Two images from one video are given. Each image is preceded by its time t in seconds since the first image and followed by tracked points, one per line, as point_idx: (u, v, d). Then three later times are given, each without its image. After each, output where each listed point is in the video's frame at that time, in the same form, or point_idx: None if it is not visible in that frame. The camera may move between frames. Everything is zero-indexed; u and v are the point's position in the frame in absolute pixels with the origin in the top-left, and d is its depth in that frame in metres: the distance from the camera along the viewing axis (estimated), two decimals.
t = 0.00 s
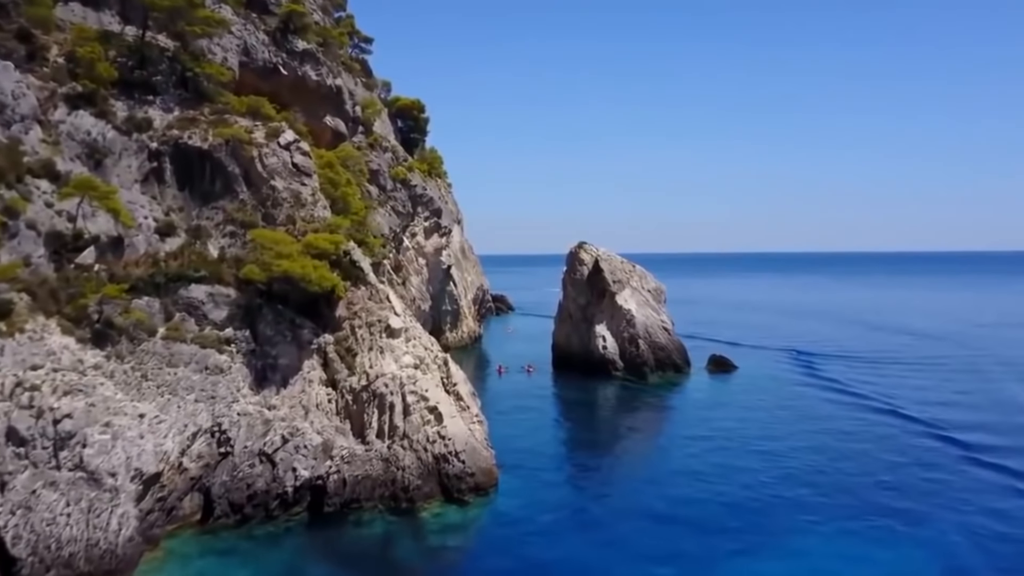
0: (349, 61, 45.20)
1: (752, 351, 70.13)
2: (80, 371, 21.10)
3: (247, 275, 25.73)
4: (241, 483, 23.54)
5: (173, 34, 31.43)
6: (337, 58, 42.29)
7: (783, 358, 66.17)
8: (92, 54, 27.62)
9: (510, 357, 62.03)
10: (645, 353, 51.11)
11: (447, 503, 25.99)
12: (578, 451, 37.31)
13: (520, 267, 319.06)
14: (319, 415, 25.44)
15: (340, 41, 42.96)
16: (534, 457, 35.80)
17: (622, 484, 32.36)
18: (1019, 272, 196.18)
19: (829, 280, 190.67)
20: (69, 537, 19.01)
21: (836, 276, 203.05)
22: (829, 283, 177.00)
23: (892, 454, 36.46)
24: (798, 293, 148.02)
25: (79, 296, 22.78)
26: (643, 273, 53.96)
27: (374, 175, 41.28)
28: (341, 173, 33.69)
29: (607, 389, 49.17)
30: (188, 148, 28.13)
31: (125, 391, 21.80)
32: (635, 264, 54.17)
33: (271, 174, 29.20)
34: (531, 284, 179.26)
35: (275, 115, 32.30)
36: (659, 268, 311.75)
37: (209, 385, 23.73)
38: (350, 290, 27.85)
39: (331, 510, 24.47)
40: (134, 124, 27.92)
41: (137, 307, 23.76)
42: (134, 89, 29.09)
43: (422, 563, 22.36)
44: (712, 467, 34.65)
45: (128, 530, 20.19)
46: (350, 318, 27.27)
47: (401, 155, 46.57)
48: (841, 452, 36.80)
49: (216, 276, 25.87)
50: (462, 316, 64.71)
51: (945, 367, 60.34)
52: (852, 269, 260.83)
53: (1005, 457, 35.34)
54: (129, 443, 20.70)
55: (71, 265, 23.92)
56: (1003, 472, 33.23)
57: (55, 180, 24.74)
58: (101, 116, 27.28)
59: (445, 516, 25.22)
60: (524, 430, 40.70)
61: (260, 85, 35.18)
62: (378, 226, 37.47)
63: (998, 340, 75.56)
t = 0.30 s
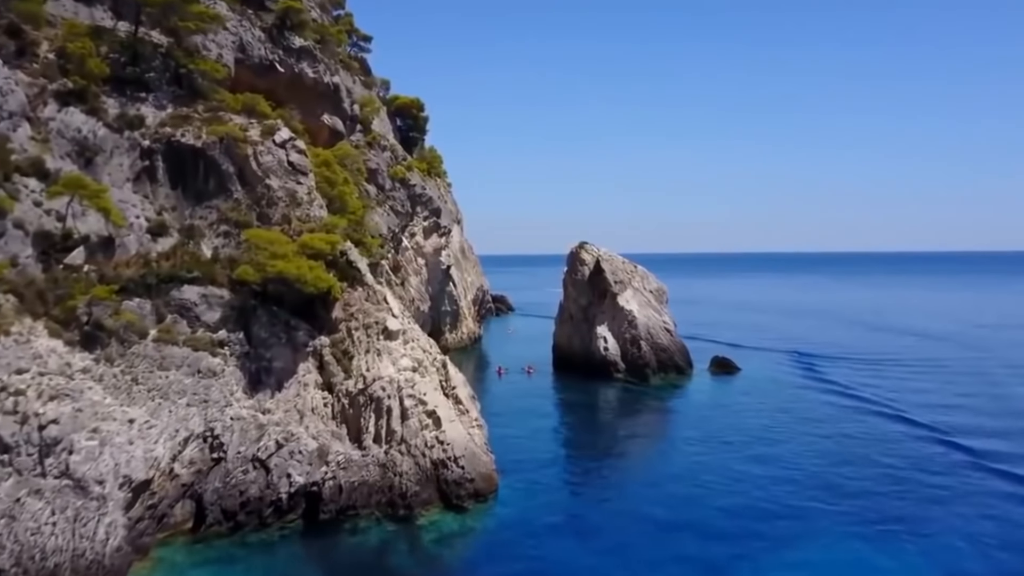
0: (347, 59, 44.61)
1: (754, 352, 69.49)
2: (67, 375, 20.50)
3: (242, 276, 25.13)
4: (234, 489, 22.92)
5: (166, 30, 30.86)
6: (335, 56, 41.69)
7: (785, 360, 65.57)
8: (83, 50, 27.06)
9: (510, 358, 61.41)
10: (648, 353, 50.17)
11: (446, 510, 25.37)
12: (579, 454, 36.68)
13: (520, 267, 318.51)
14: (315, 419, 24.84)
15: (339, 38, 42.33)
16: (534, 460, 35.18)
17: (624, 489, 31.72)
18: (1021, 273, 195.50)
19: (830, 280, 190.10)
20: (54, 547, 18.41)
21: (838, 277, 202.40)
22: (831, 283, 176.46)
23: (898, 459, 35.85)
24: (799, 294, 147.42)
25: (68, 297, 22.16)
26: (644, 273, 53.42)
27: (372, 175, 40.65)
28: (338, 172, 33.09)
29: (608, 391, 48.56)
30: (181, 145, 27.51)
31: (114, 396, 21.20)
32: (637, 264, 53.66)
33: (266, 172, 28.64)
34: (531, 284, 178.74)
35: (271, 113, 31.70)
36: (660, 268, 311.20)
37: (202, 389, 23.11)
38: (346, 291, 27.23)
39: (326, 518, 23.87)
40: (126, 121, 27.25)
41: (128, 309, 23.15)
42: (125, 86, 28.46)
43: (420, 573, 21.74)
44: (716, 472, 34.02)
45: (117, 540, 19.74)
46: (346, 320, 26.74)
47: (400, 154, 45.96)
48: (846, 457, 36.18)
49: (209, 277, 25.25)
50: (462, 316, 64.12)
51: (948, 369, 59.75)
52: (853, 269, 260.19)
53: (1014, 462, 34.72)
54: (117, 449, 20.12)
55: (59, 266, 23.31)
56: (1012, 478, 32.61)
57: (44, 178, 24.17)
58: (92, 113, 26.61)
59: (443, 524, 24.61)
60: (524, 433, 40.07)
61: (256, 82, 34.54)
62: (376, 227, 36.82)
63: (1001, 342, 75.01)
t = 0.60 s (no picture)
0: (346, 57, 44.01)
1: (756, 354, 68.80)
2: (54, 379, 19.88)
3: (235, 277, 24.47)
4: (227, 496, 22.29)
5: (159, 25, 30.28)
6: (333, 54, 41.09)
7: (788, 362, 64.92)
8: (73, 45, 26.32)
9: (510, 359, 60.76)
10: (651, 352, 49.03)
11: (445, 517, 24.76)
12: (580, 458, 36.05)
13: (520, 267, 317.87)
14: (310, 424, 24.23)
15: (337, 36, 41.72)
16: (535, 464, 34.54)
17: (627, 494, 31.08)
18: (1022, 273, 194.92)
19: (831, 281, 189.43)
20: (38, 558, 17.83)
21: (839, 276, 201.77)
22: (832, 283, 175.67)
23: (904, 465, 35.18)
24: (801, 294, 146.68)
25: (55, 299, 21.51)
26: (646, 273, 52.83)
27: (370, 174, 40.01)
28: (335, 170, 32.47)
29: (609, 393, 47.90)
30: (174, 143, 26.89)
31: (103, 400, 20.59)
32: (639, 265, 53.09)
33: (260, 171, 28.08)
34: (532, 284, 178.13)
35: (266, 111, 31.11)
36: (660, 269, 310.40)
37: (194, 393, 22.50)
38: (342, 292, 26.64)
39: (321, 525, 23.24)
40: (117, 118, 26.64)
41: (117, 311, 22.55)
42: (117, 82, 27.80)
43: None
44: (720, 476, 33.38)
45: (102, 550, 19.07)
46: (342, 322, 26.19)
47: (400, 152, 45.42)
48: (852, 462, 35.51)
49: (202, 278, 24.64)
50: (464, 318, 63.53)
51: (953, 371, 59.12)
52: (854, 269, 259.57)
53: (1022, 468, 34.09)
54: (105, 456, 19.54)
55: (47, 266, 22.68)
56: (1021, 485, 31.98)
57: (32, 176, 23.47)
58: (82, 110, 25.97)
59: (442, 532, 23.96)
60: (524, 436, 39.44)
61: (252, 79, 33.90)
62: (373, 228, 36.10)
63: (1005, 344, 74.36)
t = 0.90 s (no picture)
0: (344, 55, 43.40)
1: (757, 355, 68.24)
2: (40, 384, 19.25)
3: (228, 278, 23.83)
4: (218, 504, 21.72)
5: (152, 21, 29.70)
6: (331, 51, 40.50)
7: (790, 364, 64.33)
8: (63, 40, 25.69)
9: (510, 361, 60.17)
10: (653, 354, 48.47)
11: (443, 525, 24.15)
12: (581, 462, 35.43)
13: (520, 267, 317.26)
14: (305, 429, 23.60)
15: (336, 33, 41.12)
16: (535, 468, 33.92)
17: (628, 499, 30.46)
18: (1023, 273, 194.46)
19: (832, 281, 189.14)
20: (21, 570, 17.24)
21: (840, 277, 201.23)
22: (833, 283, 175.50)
23: (910, 470, 34.60)
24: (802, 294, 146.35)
25: (42, 301, 20.87)
26: (648, 274, 52.26)
27: (368, 173, 39.42)
28: (333, 169, 31.87)
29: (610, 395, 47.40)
30: (166, 141, 26.26)
31: (90, 405, 19.97)
32: (641, 265, 52.51)
33: (255, 170, 27.49)
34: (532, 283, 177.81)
35: (262, 108, 30.50)
36: (661, 268, 310.13)
37: (185, 398, 21.88)
38: (339, 294, 26.03)
39: (316, 533, 22.66)
40: (107, 116, 26.03)
41: (107, 313, 21.93)
42: (108, 79, 27.12)
43: None
44: (724, 481, 32.76)
45: (89, 561, 18.57)
46: (338, 324, 25.54)
47: (399, 151, 44.92)
48: (857, 467, 34.90)
49: (194, 279, 24.03)
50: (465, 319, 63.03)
51: (957, 374, 58.53)
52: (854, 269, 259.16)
53: None
54: (92, 463, 18.93)
55: (34, 268, 22.04)
56: None
57: (20, 174, 22.69)
58: (72, 107, 25.34)
59: (441, 541, 23.35)
60: (524, 439, 38.84)
61: (248, 77, 33.28)
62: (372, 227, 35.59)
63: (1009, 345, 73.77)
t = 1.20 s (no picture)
0: (343, 53, 42.82)
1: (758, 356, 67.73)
2: (25, 388, 18.63)
3: (221, 279, 23.22)
4: (210, 512, 21.18)
5: (145, 17, 29.07)
6: (329, 49, 39.89)
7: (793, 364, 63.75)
8: (52, 35, 25.04)
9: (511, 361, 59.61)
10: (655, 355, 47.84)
11: (441, 532, 23.61)
12: (582, 465, 34.84)
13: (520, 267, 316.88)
14: (300, 433, 23.01)
15: (334, 31, 40.48)
16: (535, 471, 33.32)
17: (630, 503, 29.87)
18: None
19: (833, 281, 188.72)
20: None
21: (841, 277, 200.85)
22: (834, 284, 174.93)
23: (915, 474, 34.05)
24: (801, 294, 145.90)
25: (29, 303, 20.27)
26: (650, 275, 51.72)
27: (367, 172, 38.87)
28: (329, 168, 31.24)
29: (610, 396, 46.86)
30: (158, 139, 25.63)
31: (78, 411, 19.35)
32: (642, 265, 51.99)
33: (249, 168, 26.89)
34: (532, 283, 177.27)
35: (257, 105, 29.90)
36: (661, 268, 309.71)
37: (176, 402, 21.28)
38: (335, 295, 25.34)
39: (311, 542, 22.12)
40: (98, 112, 25.37)
41: (96, 315, 21.31)
42: (99, 76, 26.49)
43: None
44: (726, 486, 32.15)
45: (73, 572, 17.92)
46: (335, 326, 24.85)
47: (398, 150, 44.44)
48: (861, 472, 34.31)
49: (186, 280, 23.41)
50: (467, 321, 62.45)
51: (961, 376, 57.90)
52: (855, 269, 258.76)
53: None
54: (78, 470, 18.33)
55: (21, 268, 21.42)
56: None
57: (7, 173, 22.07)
58: (61, 104, 24.71)
59: (439, 548, 22.78)
60: (524, 442, 38.24)
61: (243, 74, 32.67)
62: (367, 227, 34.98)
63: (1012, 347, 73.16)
